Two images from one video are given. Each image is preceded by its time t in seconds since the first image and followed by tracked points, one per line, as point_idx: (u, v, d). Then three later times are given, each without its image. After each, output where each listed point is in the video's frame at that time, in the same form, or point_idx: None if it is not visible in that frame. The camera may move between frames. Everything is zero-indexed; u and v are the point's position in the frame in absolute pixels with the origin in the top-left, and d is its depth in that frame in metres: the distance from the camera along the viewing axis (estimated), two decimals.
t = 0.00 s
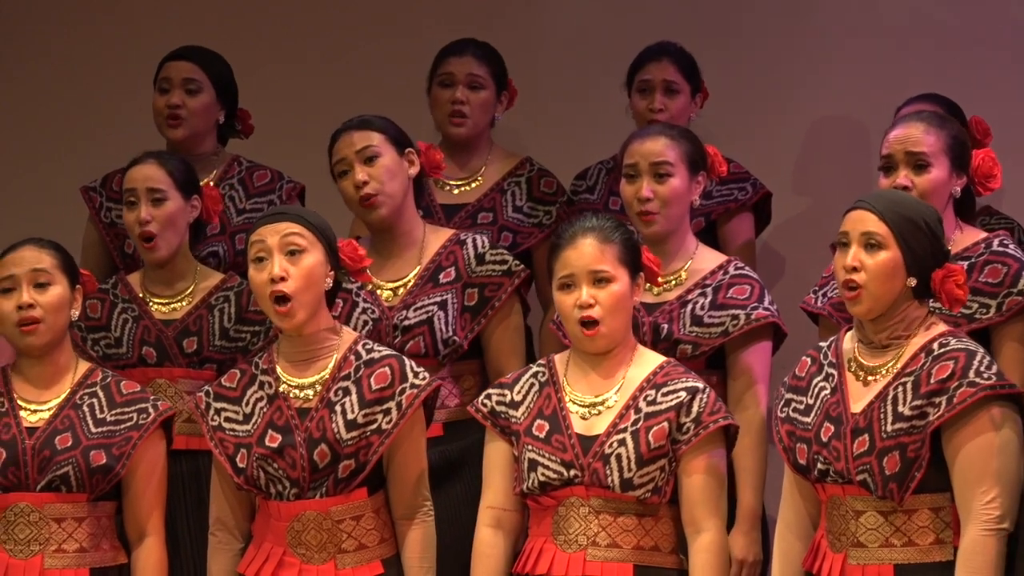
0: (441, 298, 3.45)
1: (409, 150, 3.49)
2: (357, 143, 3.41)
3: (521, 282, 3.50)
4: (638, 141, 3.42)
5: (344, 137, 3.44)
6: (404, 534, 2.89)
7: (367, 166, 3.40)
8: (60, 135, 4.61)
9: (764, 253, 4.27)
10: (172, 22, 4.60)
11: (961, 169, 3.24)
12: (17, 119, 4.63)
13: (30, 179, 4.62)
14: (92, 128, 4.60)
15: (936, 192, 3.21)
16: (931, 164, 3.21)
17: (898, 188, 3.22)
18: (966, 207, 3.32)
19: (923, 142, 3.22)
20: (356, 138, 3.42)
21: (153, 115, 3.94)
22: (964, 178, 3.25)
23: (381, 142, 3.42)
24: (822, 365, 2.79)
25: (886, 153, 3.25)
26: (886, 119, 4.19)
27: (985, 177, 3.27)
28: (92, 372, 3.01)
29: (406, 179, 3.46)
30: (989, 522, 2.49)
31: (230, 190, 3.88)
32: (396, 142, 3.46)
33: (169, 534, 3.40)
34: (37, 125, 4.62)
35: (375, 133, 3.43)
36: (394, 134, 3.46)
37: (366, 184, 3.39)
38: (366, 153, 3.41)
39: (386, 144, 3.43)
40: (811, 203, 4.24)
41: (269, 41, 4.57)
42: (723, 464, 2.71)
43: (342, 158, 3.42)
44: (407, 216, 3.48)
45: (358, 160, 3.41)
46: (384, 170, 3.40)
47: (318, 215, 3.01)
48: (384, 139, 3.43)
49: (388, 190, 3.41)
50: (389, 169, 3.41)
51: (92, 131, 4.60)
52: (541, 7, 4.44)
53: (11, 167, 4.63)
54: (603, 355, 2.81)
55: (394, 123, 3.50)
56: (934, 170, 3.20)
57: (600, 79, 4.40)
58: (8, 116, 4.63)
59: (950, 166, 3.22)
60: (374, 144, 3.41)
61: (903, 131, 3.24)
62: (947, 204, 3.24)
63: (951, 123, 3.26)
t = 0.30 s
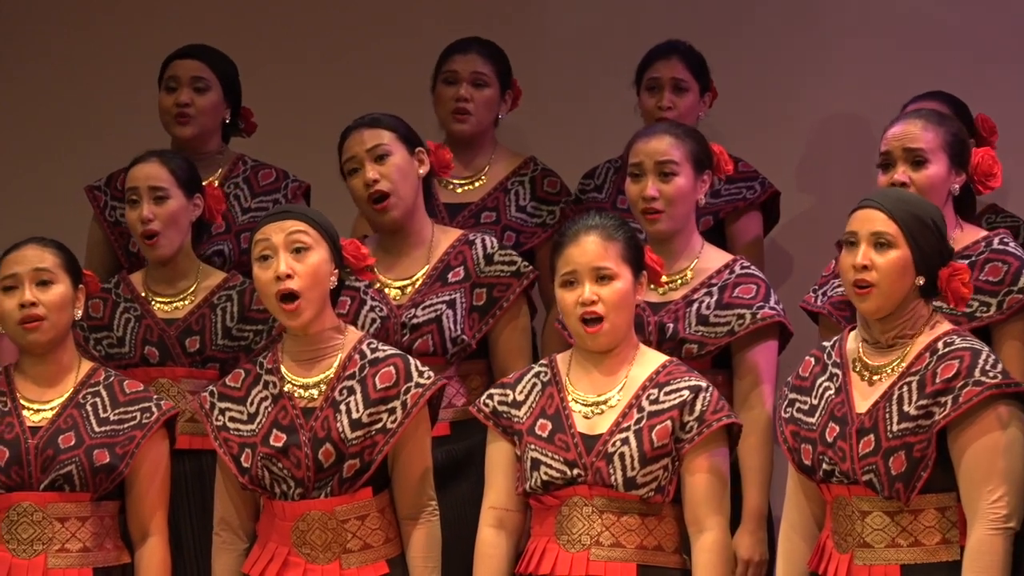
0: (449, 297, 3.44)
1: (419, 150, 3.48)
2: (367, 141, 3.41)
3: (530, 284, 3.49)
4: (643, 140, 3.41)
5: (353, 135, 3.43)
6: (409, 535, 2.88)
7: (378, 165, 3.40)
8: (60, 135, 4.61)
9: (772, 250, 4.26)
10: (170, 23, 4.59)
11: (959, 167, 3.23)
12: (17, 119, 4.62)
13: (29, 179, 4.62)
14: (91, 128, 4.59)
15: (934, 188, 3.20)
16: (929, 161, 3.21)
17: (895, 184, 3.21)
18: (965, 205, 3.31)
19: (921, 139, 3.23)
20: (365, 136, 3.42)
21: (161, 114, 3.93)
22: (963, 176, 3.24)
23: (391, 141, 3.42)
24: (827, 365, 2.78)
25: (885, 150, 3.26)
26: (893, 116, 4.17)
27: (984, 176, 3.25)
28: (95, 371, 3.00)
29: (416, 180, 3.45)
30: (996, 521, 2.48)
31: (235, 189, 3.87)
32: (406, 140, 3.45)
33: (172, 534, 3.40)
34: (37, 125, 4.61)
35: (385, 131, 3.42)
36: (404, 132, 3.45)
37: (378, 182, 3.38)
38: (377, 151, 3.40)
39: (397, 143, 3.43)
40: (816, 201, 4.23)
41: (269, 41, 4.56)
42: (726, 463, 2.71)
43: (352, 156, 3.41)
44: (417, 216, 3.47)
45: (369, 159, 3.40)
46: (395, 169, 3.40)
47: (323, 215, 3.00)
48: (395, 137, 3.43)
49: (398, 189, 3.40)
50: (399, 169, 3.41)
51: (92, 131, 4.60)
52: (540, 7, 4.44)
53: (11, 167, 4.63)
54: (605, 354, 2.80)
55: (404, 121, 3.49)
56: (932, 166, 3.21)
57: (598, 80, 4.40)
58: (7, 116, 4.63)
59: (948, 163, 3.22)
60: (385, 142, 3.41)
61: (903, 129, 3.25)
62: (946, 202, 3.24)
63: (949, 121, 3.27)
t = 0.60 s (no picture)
0: (464, 296, 3.43)
1: (439, 151, 3.49)
2: (387, 140, 3.42)
3: (545, 284, 3.46)
4: (655, 139, 3.40)
5: (373, 133, 3.44)
6: (421, 535, 2.87)
7: (397, 163, 3.41)
8: (59, 135, 4.61)
9: (786, 250, 4.24)
10: (168, 23, 4.59)
11: (967, 167, 3.23)
12: (18, 120, 4.62)
13: (29, 179, 4.62)
14: (91, 128, 4.59)
15: (943, 186, 3.19)
16: (937, 160, 3.21)
17: (903, 183, 3.20)
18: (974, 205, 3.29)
19: (929, 138, 3.22)
20: (385, 134, 3.43)
21: (172, 113, 3.92)
22: (971, 176, 3.24)
23: (410, 140, 3.43)
24: (839, 365, 2.76)
25: (892, 149, 3.25)
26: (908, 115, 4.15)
27: (992, 176, 3.24)
28: (105, 372, 3.00)
29: (435, 181, 3.46)
30: (1010, 520, 2.47)
31: (246, 189, 3.86)
32: (426, 140, 3.46)
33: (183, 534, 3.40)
34: (36, 125, 4.61)
35: (405, 130, 3.43)
36: (424, 132, 3.46)
37: (395, 180, 3.39)
38: (396, 150, 3.41)
39: (416, 143, 3.44)
40: (830, 200, 4.21)
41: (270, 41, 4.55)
42: (737, 462, 2.70)
43: (371, 154, 3.43)
44: (433, 216, 3.48)
45: (388, 157, 3.41)
46: (413, 168, 3.41)
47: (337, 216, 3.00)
48: (414, 137, 3.44)
49: (416, 189, 3.41)
50: (418, 169, 3.42)
51: (95, 132, 4.59)
52: (539, 7, 4.44)
53: (11, 167, 4.63)
54: (617, 354, 2.79)
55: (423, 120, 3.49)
56: (940, 165, 3.20)
57: (597, 80, 4.40)
58: (8, 116, 4.63)
59: (956, 162, 3.21)
60: (404, 141, 3.42)
61: (910, 128, 3.24)
62: (953, 201, 3.23)
63: (957, 121, 3.26)
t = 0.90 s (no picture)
0: (478, 296, 3.41)
1: (457, 151, 3.46)
2: (405, 139, 3.41)
3: (560, 283, 3.44)
4: (668, 139, 3.38)
5: (391, 133, 3.43)
6: (436, 535, 2.86)
7: (413, 163, 3.40)
8: (59, 135, 4.59)
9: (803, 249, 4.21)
10: (167, 23, 4.56)
11: (981, 167, 3.20)
12: (19, 120, 4.60)
13: (29, 178, 4.60)
14: (92, 128, 4.57)
15: (957, 185, 3.17)
16: (951, 159, 3.18)
17: (916, 182, 3.18)
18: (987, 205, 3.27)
19: (943, 137, 3.19)
20: (403, 133, 3.42)
21: (183, 113, 3.91)
22: (985, 176, 3.21)
23: (428, 140, 3.41)
24: (856, 364, 2.73)
25: (906, 148, 3.23)
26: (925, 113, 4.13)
27: (1007, 176, 3.22)
28: (117, 372, 2.99)
29: (452, 182, 3.44)
30: None
31: (258, 189, 3.85)
32: (444, 140, 3.44)
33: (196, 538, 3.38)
34: (36, 125, 4.59)
35: (423, 131, 3.42)
36: (441, 131, 3.44)
37: (412, 181, 3.38)
38: (413, 150, 3.40)
39: (434, 143, 3.42)
40: (846, 199, 4.18)
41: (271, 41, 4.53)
42: (752, 462, 2.68)
43: (389, 154, 3.42)
44: (449, 216, 3.45)
45: (405, 158, 3.40)
46: (430, 168, 3.39)
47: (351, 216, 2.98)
48: (433, 138, 3.42)
49: (432, 189, 3.39)
50: (435, 169, 3.40)
51: (100, 133, 4.57)
52: (543, 6, 4.42)
53: (14, 168, 4.60)
54: (631, 355, 2.77)
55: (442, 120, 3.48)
56: (954, 164, 3.18)
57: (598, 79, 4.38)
58: (10, 117, 4.60)
59: (970, 161, 3.19)
60: (422, 142, 3.40)
61: (924, 127, 3.21)
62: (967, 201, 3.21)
63: (971, 120, 3.23)
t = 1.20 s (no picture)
0: (495, 297, 3.38)
1: (483, 154, 3.45)
2: (431, 135, 3.40)
3: (579, 284, 3.40)
4: (688, 136, 3.35)
5: (416, 128, 3.42)
6: (455, 537, 2.83)
7: (438, 159, 3.38)
8: (60, 135, 4.54)
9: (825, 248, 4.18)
10: (170, 23, 4.52)
11: (1004, 167, 3.16)
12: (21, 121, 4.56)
13: (30, 179, 4.56)
14: (95, 130, 4.53)
15: (979, 184, 3.13)
16: (975, 157, 3.14)
17: (940, 176, 3.14)
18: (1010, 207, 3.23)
19: (967, 134, 3.15)
20: (429, 129, 3.40)
21: (198, 110, 3.89)
22: (1007, 176, 3.17)
23: (454, 138, 3.40)
24: (879, 362, 2.70)
25: (930, 143, 3.18)
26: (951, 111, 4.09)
27: None
28: (132, 372, 2.97)
29: (475, 181, 3.43)
30: None
31: (273, 188, 3.83)
32: (469, 138, 3.43)
33: (213, 539, 3.36)
34: (37, 125, 4.55)
35: (448, 127, 3.41)
36: (467, 129, 3.43)
37: (436, 177, 3.37)
38: (439, 147, 3.39)
39: (460, 140, 3.41)
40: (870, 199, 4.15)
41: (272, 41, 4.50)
42: (776, 463, 2.64)
43: (414, 149, 3.40)
44: (470, 214, 3.44)
45: (430, 154, 3.39)
46: (455, 165, 3.38)
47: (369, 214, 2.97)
48: (459, 135, 3.41)
49: (455, 186, 3.38)
50: (460, 166, 3.39)
51: (104, 134, 4.53)
52: (555, 5, 4.39)
53: (15, 169, 4.57)
54: (654, 354, 2.74)
55: (468, 118, 3.47)
56: (978, 161, 3.14)
57: (601, 80, 4.35)
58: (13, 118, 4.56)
59: (993, 161, 3.15)
60: (448, 139, 3.39)
61: (947, 125, 3.17)
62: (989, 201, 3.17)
63: (995, 121, 3.20)
